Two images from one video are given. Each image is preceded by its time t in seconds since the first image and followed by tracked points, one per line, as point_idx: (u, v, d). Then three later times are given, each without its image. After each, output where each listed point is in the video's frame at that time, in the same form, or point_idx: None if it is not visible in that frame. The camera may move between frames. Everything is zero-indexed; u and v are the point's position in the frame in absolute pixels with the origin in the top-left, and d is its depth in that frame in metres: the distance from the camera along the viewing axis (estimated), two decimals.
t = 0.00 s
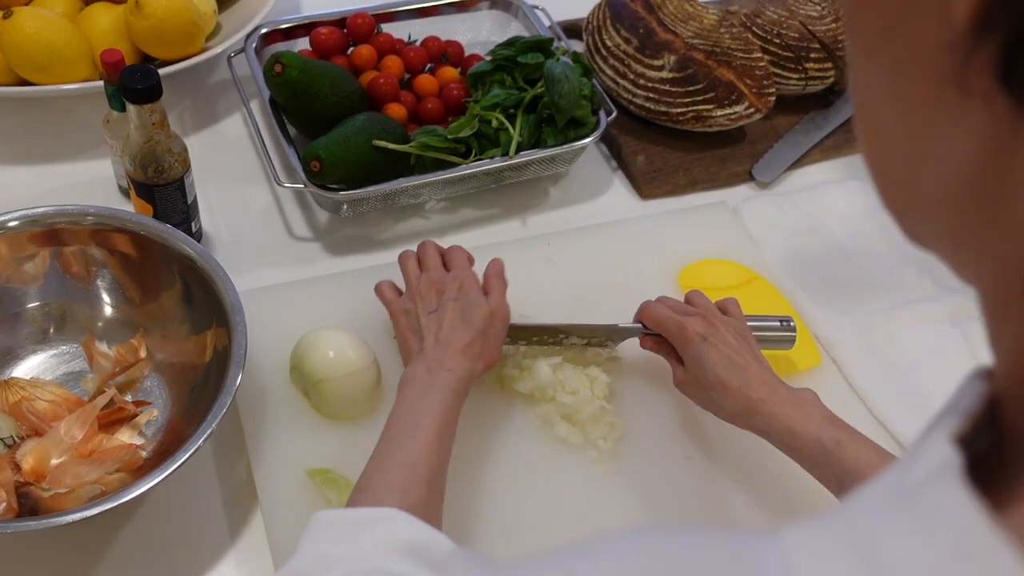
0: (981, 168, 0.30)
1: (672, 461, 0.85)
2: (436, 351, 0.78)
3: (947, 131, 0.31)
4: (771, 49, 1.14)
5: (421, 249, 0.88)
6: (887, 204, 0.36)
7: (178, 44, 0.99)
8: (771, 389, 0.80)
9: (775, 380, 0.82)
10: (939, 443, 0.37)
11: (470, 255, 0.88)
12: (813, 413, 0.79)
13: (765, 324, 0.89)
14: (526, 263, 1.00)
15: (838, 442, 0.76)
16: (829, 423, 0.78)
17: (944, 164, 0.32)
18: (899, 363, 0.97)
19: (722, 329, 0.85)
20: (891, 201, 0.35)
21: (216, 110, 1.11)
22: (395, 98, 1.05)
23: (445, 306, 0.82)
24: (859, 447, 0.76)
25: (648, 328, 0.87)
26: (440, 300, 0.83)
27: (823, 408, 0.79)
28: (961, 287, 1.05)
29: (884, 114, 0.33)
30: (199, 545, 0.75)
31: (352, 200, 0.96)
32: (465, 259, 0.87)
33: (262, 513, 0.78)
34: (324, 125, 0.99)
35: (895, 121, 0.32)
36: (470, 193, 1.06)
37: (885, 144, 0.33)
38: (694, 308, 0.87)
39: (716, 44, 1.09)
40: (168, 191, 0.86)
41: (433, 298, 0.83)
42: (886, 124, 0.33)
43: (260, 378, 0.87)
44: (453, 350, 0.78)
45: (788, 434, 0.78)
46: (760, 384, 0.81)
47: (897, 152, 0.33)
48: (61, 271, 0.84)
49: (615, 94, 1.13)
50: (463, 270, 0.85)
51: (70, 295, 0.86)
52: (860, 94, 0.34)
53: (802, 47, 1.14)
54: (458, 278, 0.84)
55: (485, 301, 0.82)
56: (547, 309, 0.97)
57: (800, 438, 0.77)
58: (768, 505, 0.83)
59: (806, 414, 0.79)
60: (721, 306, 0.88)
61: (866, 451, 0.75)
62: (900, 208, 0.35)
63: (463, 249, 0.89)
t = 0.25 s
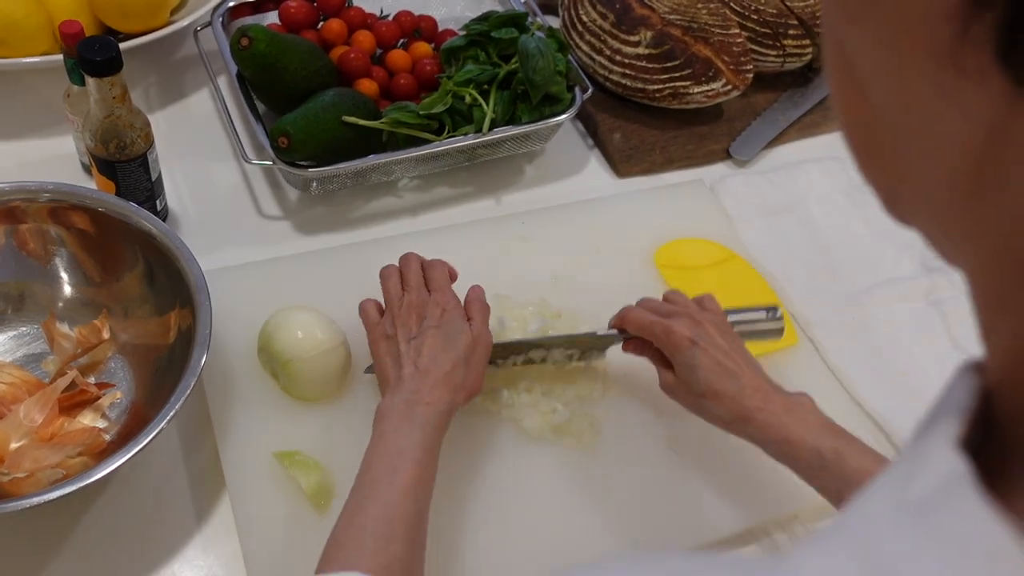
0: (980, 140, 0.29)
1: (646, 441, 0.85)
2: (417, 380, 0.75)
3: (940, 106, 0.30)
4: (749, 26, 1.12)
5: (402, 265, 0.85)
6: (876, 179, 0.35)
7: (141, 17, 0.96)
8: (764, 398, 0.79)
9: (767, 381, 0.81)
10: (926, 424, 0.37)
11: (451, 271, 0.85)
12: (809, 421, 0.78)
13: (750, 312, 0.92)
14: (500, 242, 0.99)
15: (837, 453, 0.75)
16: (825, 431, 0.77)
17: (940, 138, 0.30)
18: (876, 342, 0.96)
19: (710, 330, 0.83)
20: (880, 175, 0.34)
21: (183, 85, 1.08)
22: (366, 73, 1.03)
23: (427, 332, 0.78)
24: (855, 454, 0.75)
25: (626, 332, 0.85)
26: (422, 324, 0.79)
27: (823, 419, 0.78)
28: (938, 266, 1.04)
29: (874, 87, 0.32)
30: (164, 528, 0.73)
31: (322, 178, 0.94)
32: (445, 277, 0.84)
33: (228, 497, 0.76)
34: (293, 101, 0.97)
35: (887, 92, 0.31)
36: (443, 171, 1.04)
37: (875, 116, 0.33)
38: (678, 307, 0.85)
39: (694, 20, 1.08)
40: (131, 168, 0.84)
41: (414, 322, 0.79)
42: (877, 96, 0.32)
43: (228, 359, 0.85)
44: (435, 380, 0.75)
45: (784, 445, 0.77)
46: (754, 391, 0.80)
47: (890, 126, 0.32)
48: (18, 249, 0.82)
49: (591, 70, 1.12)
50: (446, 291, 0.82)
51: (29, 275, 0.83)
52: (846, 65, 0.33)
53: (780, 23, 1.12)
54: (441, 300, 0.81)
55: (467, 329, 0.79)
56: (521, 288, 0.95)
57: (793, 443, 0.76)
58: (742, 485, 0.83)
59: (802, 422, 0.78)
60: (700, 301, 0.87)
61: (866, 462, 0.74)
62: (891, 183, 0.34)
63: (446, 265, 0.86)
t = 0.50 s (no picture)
0: (988, 131, 0.29)
1: (648, 442, 0.84)
2: (427, 389, 0.74)
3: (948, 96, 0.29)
4: (752, 25, 1.11)
5: (386, 277, 0.84)
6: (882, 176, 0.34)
7: (141, 16, 0.96)
8: (783, 349, 0.80)
9: (780, 327, 0.82)
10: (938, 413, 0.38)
11: (436, 274, 0.84)
12: (824, 367, 0.79)
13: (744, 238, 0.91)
14: (502, 241, 0.99)
15: (853, 397, 0.77)
16: (843, 379, 0.79)
17: (948, 130, 0.30)
18: (879, 343, 0.96)
19: (714, 278, 0.83)
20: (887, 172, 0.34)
21: (183, 84, 1.08)
22: (368, 73, 1.03)
23: (426, 338, 0.78)
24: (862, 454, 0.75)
25: (626, 291, 0.85)
26: (420, 331, 0.79)
27: (837, 363, 0.80)
28: (941, 266, 1.04)
29: (879, 81, 0.31)
30: (164, 529, 0.73)
31: (323, 177, 0.94)
32: (432, 280, 0.83)
33: (230, 497, 0.76)
34: (294, 100, 0.97)
35: (893, 85, 0.31)
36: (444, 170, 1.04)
37: (881, 111, 0.32)
38: (676, 257, 0.85)
39: (697, 19, 1.08)
40: (132, 167, 0.84)
41: (412, 331, 0.79)
42: (883, 91, 0.32)
43: (229, 359, 0.85)
44: (445, 384, 0.74)
45: (800, 390, 0.79)
46: (767, 336, 0.81)
47: (896, 120, 0.32)
48: (17, 247, 0.81)
49: (593, 69, 1.11)
50: (436, 292, 0.82)
51: (30, 274, 0.83)
52: (852, 62, 0.33)
53: (783, 22, 1.12)
54: (432, 303, 0.81)
55: (467, 326, 0.79)
56: (524, 287, 0.95)
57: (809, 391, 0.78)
58: (745, 486, 0.83)
59: (817, 368, 0.79)
60: (701, 246, 0.87)
61: (883, 408, 0.76)
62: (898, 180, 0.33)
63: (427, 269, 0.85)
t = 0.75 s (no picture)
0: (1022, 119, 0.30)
1: (654, 443, 0.84)
2: (443, 382, 0.74)
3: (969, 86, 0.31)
4: (757, 25, 1.11)
5: (380, 281, 0.83)
6: (905, 168, 0.36)
7: (146, 14, 0.95)
8: (773, 299, 0.82)
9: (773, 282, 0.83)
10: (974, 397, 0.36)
11: (429, 273, 0.85)
12: (817, 318, 0.81)
13: (720, 201, 0.90)
14: (507, 241, 0.98)
15: (843, 346, 0.78)
16: (832, 328, 0.80)
17: (971, 117, 0.32)
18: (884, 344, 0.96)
19: (704, 241, 0.83)
20: (910, 163, 0.35)
21: (187, 83, 1.08)
22: (372, 72, 1.03)
23: (434, 335, 0.78)
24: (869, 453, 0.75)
25: (618, 264, 0.85)
26: (425, 329, 0.79)
27: (826, 310, 0.81)
28: (946, 267, 1.04)
29: (901, 75, 0.33)
30: (170, 530, 0.73)
31: (328, 176, 0.93)
32: (427, 277, 0.83)
33: (235, 497, 0.76)
34: (299, 99, 0.96)
35: (915, 78, 0.33)
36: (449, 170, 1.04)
37: (903, 104, 0.34)
38: (666, 224, 0.85)
39: (702, 19, 1.07)
40: (137, 165, 0.84)
41: (416, 330, 0.79)
42: (912, 83, 0.33)
43: (234, 358, 0.84)
44: (459, 377, 0.74)
45: (797, 344, 0.80)
46: (765, 291, 0.82)
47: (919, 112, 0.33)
48: (22, 246, 0.81)
49: (598, 69, 1.11)
50: (432, 289, 0.82)
51: (35, 273, 0.83)
52: (874, 61, 0.34)
53: (789, 22, 1.11)
54: (432, 300, 0.81)
55: (472, 318, 0.79)
56: (528, 287, 0.95)
57: (804, 344, 0.80)
58: (750, 487, 0.82)
59: (810, 318, 0.81)
60: (682, 213, 0.87)
61: (872, 355, 0.77)
62: (923, 172, 0.35)
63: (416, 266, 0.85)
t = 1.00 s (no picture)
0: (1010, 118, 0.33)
1: (658, 444, 0.84)
2: (429, 381, 0.74)
3: (967, 86, 0.33)
4: (761, 25, 1.11)
5: (403, 274, 0.84)
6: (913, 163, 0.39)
7: (151, 11, 0.95)
8: (788, 353, 0.79)
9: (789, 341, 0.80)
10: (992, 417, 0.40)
11: (452, 274, 0.85)
12: (835, 375, 0.77)
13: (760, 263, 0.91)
14: (510, 240, 0.98)
15: (869, 407, 0.74)
16: (849, 383, 0.77)
17: (971, 116, 0.34)
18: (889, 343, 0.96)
19: (722, 289, 0.82)
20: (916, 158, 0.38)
21: (192, 80, 1.08)
22: (377, 69, 1.03)
23: (435, 334, 0.78)
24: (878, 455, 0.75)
25: (637, 303, 0.85)
26: (429, 326, 0.79)
27: (842, 369, 0.78)
28: (949, 268, 1.04)
29: (905, 77, 0.36)
30: (173, 527, 0.73)
31: (332, 174, 0.93)
32: (448, 279, 0.83)
33: (238, 494, 0.76)
34: (303, 96, 0.96)
35: (918, 79, 0.35)
36: (453, 168, 1.04)
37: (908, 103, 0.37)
38: (687, 269, 0.84)
39: (706, 19, 1.07)
40: (141, 163, 0.83)
41: (422, 326, 0.79)
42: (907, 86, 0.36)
43: (236, 357, 0.84)
44: (448, 378, 0.74)
45: (813, 402, 0.76)
46: (777, 349, 0.79)
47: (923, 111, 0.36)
48: (26, 243, 0.81)
49: (602, 68, 1.11)
50: (449, 291, 0.82)
51: (39, 269, 0.83)
52: (881, 65, 0.37)
53: (793, 23, 1.11)
54: (445, 301, 0.81)
55: (475, 325, 0.79)
56: (532, 286, 0.95)
57: (822, 401, 0.76)
58: (753, 487, 0.82)
59: (828, 377, 0.77)
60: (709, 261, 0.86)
61: (899, 412, 0.73)
62: (931, 166, 0.37)
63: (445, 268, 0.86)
